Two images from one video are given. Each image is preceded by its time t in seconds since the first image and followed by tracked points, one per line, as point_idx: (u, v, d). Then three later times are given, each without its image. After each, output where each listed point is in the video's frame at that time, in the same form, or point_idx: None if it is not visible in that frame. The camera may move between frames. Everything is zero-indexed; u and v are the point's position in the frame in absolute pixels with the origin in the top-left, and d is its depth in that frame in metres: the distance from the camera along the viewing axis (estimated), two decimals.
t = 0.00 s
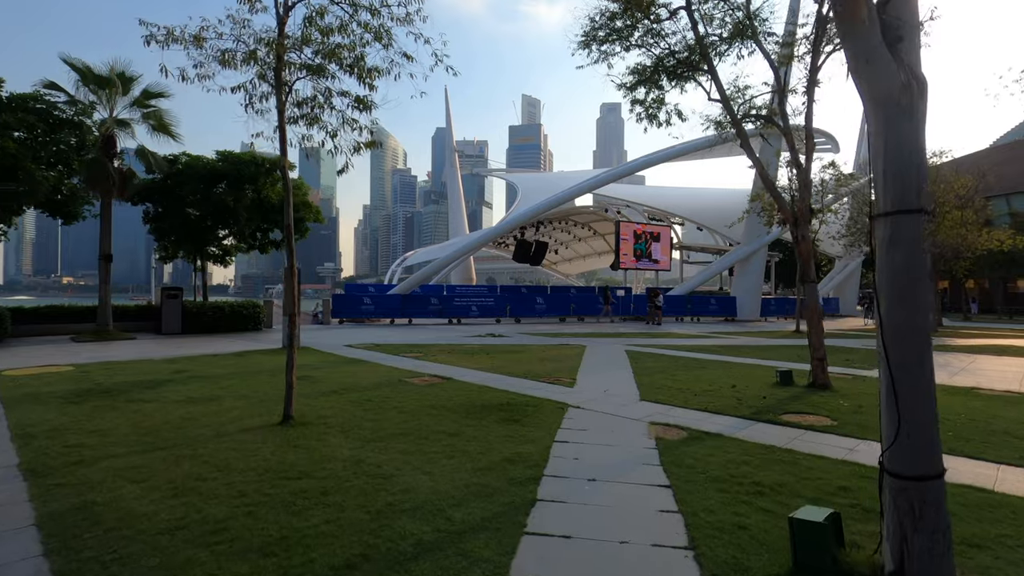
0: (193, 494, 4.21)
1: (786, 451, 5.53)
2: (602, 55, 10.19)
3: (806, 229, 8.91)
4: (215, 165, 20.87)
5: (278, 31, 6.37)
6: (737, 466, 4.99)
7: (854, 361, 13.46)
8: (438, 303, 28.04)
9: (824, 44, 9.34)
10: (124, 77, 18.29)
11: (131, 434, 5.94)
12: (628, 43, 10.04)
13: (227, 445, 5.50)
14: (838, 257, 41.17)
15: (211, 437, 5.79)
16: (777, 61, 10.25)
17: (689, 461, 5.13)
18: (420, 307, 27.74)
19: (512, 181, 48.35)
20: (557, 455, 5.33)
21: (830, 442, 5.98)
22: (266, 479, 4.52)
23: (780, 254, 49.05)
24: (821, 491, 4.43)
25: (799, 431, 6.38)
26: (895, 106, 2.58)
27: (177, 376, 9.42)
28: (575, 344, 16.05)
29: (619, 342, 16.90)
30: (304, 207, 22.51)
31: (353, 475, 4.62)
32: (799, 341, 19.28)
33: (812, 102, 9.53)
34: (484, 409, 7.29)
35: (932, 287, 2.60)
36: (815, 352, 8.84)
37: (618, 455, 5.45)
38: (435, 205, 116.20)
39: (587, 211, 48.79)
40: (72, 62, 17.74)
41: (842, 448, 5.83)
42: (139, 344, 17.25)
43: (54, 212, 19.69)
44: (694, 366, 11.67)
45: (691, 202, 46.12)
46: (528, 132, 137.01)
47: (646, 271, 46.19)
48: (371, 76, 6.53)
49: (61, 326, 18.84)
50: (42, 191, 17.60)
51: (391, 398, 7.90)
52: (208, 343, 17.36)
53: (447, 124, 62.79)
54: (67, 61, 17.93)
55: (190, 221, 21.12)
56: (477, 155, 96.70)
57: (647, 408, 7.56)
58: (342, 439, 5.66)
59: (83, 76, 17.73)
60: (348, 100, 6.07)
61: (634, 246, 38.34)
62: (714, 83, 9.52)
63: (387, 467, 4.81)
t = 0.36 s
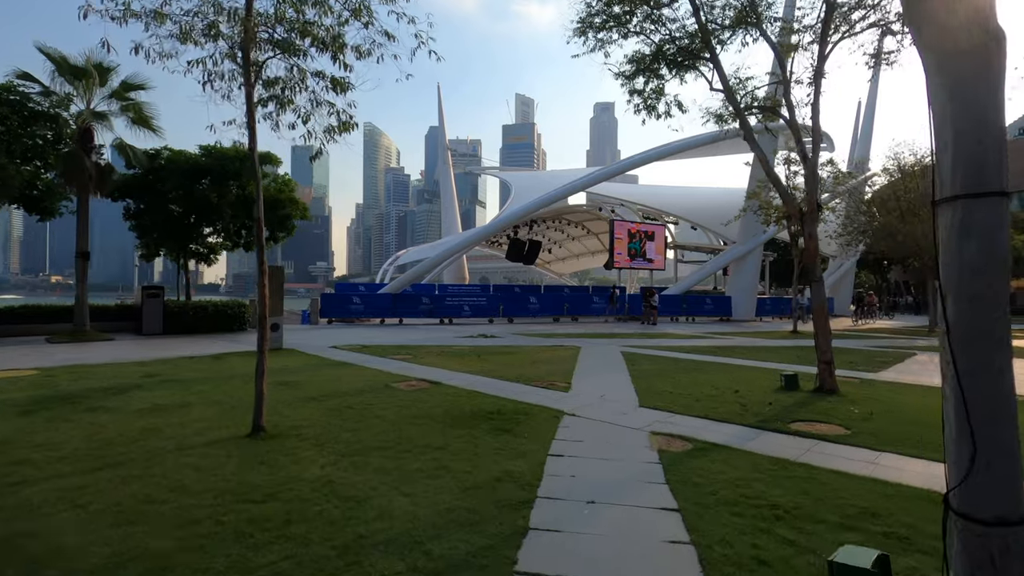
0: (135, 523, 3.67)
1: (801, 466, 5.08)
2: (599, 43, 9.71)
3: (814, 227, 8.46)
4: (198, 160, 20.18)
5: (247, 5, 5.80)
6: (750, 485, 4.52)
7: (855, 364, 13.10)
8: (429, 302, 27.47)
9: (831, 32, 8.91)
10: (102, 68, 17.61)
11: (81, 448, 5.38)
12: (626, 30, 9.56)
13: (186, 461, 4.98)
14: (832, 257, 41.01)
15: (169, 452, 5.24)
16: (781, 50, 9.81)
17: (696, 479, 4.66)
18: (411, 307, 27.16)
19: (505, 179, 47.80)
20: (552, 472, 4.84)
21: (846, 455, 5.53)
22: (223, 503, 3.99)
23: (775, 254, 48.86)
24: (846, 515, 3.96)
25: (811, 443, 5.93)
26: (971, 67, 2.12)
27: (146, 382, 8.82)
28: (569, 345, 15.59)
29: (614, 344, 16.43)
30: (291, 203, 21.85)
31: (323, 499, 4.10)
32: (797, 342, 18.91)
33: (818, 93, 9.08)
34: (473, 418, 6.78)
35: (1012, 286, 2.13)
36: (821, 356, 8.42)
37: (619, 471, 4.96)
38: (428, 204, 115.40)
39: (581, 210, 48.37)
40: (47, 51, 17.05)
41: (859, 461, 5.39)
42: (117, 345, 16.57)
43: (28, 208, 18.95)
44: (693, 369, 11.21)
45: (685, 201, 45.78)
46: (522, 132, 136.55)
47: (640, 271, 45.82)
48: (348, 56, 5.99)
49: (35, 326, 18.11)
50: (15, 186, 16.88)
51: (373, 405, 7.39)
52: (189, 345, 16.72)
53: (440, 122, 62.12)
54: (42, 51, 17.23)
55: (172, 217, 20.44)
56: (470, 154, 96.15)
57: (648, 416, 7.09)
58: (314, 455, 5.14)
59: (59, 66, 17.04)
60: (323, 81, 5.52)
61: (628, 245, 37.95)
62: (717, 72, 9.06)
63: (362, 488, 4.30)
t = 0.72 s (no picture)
0: (67, 558, 3.17)
1: (823, 484, 4.61)
2: (599, 31, 9.25)
3: (826, 224, 8.02)
4: (185, 157, 19.60)
5: None
6: (770, 507, 4.05)
7: (861, 367, 12.67)
8: (424, 303, 26.94)
9: (844, 19, 8.46)
10: (85, 60, 17.02)
11: (31, 463, 4.88)
12: (627, 17, 9.09)
13: (144, 478, 4.48)
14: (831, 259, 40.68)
15: (128, 468, 4.74)
16: (790, 37, 9.34)
17: (708, 500, 4.18)
18: (405, 308, 26.61)
19: (502, 179, 47.30)
20: (549, 492, 4.35)
21: (870, 471, 5.07)
22: (174, 533, 3.49)
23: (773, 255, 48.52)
24: (882, 544, 3.50)
25: (830, 456, 5.47)
26: None
27: (119, 387, 8.31)
28: (566, 348, 15.13)
29: (613, 346, 15.97)
30: (282, 201, 21.26)
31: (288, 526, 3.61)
32: (800, 344, 18.48)
33: (830, 83, 8.62)
34: (463, 427, 6.30)
35: None
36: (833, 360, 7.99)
37: (623, 489, 4.49)
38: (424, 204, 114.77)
39: (578, 210, 47.95)
40: (27, 42, 16.44)
41: (885, 478, 4.93)
42: (99, 347, 16.02)
43: (10, 204, 18.36)
44: (696, 374, 10.74)
45: (684, 201, 45.30)
46: (519, 133, 136.34)
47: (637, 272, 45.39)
48: (328, 33, 5.49)
49: (16, 327, 17.53)
50: None
51: (358, 413, 6.89)
52: (174, 346, 16.19)
53: (436, 121, 61.58)
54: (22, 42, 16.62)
55: (160, 215, 19.88)
56: (467, 154, 95.64)
57: (652, 426, 6.62)
58: (286, 471, 4.65)
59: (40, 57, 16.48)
60: (300, 59, 5.04)
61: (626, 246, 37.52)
62: (724, 62, 8.63)
63: (335, 512, 3.81)
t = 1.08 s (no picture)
0: None
1: (848, 514, 4.12)
2: (596, 20, 8.77)
3: (837, 225, 7.56)
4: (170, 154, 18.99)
5: None
6: (794, 546, 3.54)
7: (867, 373, 12.21)
8: (417, 305, 26.41)
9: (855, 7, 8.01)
10: (64, 54, 16.42)
11: None
12: (626, 6, 8.62)
13: (81, 509, 3.93)
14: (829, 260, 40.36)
15: (69, 495, 4.21)
16: (797, 28, 8.89)
17: (721, 535, 3.68)
18: (397, 310, 26.10)
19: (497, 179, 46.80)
20: (543, 524, 3.84)
21: (896, 495, 4.59)
22: None
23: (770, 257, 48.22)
24: None
25: (850, 478, 4.99)
26: None
27: (85, 396, 7.78)
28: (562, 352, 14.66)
29: (610, 351, 15.47)
30: (270, 201, 20.66)
31: (234, 572, 3.09)
32: (801, 348, 18.01)
33: (841, 75, 8.16)
34: (450, 442, 5.79)
35: None
36: (845, 368, 7.53)
37: (625, 520, 3.99)
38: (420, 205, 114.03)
39: (573, 211, 47.49)
40: (3, 34, 15.82)
41: (914, 504, 4.45)
42: (77, 351, 15.44)
43: None
44: (697, 381, 10.26)
45: (681, 202, 44.88)
46: (516, 134, 136.01)
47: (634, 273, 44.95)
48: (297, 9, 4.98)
49: None
50: None
51: (336, 427, 6.37)
52: (156, 350, 15.60)
53: (431, 121, 61.06)
54: None
55: (143, 215, 19.24)
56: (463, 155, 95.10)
57: (655, 442, 6.11)
58: (245, 499, 4.12)
59: (16, 51, 15.86)
60: (263, 38, 4.59)
61: (622, 247, 37.07)
62: (728, 52, 8.16)
63: (292, 554, 3.29)
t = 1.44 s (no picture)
0: None
1: (883, 556, 3.59)
2: (594, 9, 8.27)
3: (852, 226, 7.06)
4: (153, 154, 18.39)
5: None
6: None
7: (875, 381, 11.74)
8: (410, 309, 25.87)
9: None
10: (41, 49, 15.81)
11: None
12: None
13: None
14: (828, 263, 40.01)
15: None
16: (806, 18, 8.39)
17: None
18: (390, 314, 25.59)
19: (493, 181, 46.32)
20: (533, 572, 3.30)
21: (933, 530, 4.07)
22: None
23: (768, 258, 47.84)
24: None
25: (878, 508, 4.47)
26: None
27: (44, 411, 7.22)
28: (558, 358, 14.14)
29: (608, 357, 14.95)
30: (258, 202, 20.10)
31: None
32: (804, 353, 17.56)
33: (854, 67, 7.67)
34: (434, 465, 5.23)
35: None
36: (861, 380, 7.04)
37: (628, 564, 3.46)
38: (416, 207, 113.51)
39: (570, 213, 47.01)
40: None
41: (954, 540, 3.92)
42: (54, 358, 14.83)
43: None
44: (701, 391, 9.74)
45: (678, 204, 44.45)
46: (512, 136, 135.60)
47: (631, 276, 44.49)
48: None
49: None
50: None
51: (311, 446, 5.82)
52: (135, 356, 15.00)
53: (426, 123, 60.58)
54: None
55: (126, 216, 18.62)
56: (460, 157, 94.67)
57: (659, 462, 5.60)
58: (190, 542, 3.57)
59: None
60: (218, 10, 4.07)
61: (620, 249, 36.63)
62: (734, 40, 7.64)
63: None
